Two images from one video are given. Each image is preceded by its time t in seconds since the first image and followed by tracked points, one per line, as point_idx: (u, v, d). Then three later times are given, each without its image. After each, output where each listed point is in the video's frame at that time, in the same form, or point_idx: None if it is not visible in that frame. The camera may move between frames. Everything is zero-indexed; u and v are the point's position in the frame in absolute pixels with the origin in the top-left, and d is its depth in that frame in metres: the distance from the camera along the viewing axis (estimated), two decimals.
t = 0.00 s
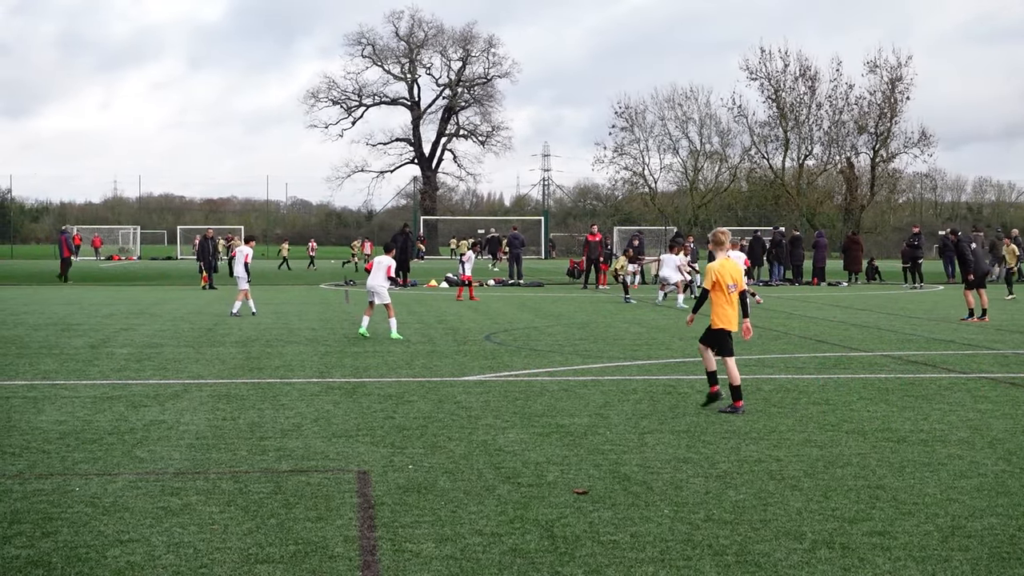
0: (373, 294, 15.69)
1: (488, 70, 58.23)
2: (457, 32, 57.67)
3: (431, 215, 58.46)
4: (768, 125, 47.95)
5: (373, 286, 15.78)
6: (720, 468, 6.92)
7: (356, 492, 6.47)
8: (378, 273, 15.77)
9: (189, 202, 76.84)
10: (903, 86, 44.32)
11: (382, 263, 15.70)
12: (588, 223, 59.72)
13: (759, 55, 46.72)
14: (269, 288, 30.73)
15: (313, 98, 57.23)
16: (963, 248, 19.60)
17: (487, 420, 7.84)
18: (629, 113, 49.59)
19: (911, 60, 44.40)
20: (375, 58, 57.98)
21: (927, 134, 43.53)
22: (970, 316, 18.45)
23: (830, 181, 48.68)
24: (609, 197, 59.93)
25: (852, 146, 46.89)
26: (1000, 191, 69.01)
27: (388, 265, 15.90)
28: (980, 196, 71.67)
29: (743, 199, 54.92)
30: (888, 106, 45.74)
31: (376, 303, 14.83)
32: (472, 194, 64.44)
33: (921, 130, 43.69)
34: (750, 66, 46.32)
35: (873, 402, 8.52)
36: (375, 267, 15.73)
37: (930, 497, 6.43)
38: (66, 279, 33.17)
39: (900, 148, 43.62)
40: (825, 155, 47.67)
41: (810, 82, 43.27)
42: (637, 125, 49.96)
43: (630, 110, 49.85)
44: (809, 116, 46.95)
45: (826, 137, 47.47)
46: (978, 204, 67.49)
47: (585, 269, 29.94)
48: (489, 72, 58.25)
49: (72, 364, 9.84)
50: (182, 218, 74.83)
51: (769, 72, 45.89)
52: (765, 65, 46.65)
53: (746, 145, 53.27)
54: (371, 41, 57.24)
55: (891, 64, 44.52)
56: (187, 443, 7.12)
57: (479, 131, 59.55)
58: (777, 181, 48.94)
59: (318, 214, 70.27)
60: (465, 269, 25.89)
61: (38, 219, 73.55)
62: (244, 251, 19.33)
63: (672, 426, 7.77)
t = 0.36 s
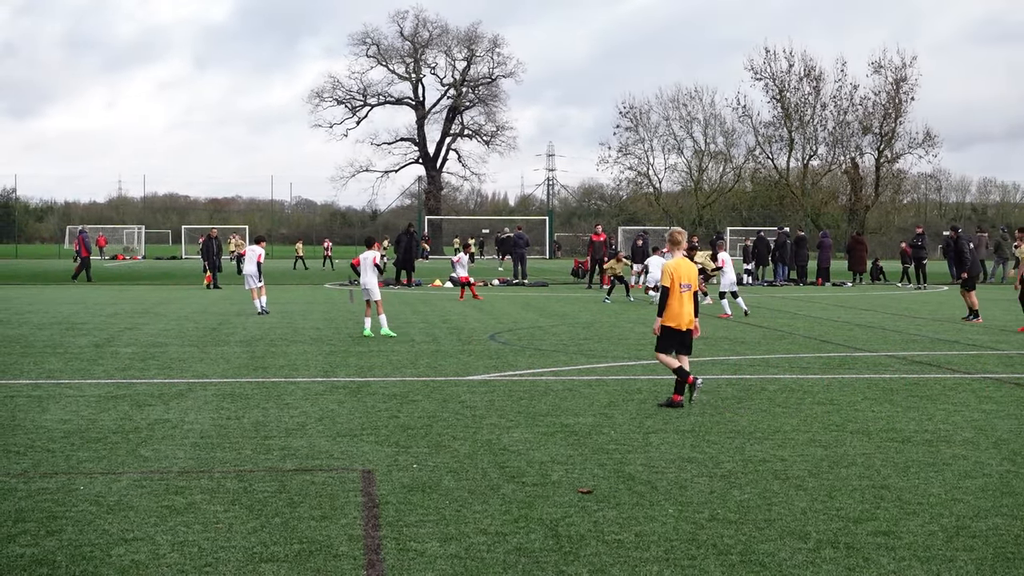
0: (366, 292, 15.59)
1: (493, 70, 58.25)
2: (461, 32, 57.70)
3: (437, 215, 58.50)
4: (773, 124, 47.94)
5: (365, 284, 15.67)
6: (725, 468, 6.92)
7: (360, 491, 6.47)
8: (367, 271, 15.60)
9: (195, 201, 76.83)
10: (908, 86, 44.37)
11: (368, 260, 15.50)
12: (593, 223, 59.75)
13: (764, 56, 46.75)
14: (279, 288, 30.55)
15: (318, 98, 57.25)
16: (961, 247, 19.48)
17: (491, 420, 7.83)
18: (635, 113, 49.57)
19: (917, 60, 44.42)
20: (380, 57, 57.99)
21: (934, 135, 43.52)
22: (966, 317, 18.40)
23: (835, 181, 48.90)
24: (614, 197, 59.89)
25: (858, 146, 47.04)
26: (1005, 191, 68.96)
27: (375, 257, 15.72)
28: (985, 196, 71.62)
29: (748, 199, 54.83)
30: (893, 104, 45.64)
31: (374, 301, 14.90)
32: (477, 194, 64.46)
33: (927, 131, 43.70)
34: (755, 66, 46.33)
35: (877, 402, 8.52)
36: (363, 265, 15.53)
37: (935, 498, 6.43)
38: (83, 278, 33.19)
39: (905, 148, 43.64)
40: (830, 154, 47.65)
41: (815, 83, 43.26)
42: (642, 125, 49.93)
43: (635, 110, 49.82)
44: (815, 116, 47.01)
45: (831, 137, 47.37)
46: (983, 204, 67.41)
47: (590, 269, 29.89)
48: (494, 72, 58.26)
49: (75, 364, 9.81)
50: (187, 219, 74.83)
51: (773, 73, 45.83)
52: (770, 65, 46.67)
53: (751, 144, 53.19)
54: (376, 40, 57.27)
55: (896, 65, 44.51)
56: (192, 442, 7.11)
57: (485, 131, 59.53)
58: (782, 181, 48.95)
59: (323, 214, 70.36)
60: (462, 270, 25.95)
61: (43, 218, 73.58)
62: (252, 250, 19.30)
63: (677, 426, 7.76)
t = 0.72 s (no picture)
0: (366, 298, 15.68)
1: (517, 70, 58.26)
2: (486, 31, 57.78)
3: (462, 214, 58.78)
4: (797, 124, 47.99)
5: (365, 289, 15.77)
6: (752, 468, 6.90)
7: (388, 490, 6.46)
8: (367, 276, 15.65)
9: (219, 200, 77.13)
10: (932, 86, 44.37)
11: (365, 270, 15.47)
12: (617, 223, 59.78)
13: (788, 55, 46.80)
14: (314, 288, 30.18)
15: (342, 97, 57.38)
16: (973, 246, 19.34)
17: (519, 419, 7.82)
18: (659, 113, 49.61)
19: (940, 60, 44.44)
20: (404, 57, 58.10)
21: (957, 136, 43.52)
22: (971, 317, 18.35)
23: (860, 181, 48.97)
24: (638, 198, 59.91)
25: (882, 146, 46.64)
26: None
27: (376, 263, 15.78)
28: (1009, 196, 71.32)
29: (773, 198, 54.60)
30: (917, 105, 45.63)
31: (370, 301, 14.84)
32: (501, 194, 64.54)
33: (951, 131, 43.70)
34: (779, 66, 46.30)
35: (904, 402, 8.51)
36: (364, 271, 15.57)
37: (963, 498, 6.40)
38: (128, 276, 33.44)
39: (930, 149, 43.68)
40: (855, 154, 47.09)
41: (839, 82, 43.34)
42: (666, 125, 49.95)
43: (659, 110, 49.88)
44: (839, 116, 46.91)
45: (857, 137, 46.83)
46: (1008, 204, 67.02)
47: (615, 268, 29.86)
48: (518, 71, 58.28)
49: (101, 364, 9.78)
50: (211, 219, 75.13)
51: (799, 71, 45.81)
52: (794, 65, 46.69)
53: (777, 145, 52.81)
54: (400, 40, 57.39)
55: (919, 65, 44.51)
56: (219, 441, 7.11)
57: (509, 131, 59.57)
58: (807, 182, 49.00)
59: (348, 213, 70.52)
60: (469, 270, 25.94)
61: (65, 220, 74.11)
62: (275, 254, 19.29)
63: (703, 426, 7.74)
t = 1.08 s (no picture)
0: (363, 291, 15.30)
1: (546, 70, 58.16)
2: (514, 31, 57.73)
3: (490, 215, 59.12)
4: (827, 124, 47.80)
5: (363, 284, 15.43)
6: (782, 468, 6.89)
7: (417, 490, 6.46)
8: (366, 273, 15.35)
9: (251, 201, 77.54)
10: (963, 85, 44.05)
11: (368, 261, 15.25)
12: (646, 223, 59.74)
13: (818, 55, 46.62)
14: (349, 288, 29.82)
15: (371, 97, 57.47)
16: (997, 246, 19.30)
17: (548, 420, 7.83)
18: (687, 112, 49.49)
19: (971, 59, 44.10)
20: (434, 57, 58.20)
21: (987, 135, 43.22)
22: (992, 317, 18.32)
23: (890, 181, 48.91)
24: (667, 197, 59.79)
25: (912, 146, 46.77)
26: None
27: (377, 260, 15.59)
28: None
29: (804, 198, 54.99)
30: (947, 104, 45.37)
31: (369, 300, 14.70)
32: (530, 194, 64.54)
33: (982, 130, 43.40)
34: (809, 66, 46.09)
35: (935, 403, 8.49)
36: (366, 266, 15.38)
37: (995, 499, 6.36)
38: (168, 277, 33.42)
39: (960, 148, 43.44)
40: (885, 153, 47.26)
41: (869, 82, 43.08)
42: (696, 124, 49.78)
43: (688, 110, 49.75)
44: (869, 115, 46.59)
45: (887, 136, 46.89)
46: None
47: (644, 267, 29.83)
48: (547, 71, 58.19)
49: (133, 363, 9.83)
50: (242, 217, 75.53)
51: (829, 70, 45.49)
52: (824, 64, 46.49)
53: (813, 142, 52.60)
54: (429, 40, 57.47)
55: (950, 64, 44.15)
56: (249, 440, 7.14)
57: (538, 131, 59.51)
58: (836, 181, 48.85)
59: (376, 214, 70.83)
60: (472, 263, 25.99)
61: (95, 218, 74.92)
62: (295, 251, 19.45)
63: (732, 426, 7.73)
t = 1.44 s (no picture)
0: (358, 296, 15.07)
1: (559, 70, 58.00)
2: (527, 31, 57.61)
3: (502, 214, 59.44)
4: (841, 123, 47.61)
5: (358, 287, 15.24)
6: (794, 468, 6.87)
7: (429, 490, 6.48)
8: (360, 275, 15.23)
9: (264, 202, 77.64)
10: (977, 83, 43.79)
11: (364, 259, 15.08)
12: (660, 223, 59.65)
13: (833, 53, 46.43)
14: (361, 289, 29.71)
15: (384, 98, 57.47)
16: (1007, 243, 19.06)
17: (560, 420, 7.83)
18: (701, 112, 49.33)
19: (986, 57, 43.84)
20: (446, 57, 58.16)
21: (1001, 133, 42.94)
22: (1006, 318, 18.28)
23: (903, 180, 48.62)
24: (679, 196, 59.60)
25: (926, 144, 46.63)
26: None
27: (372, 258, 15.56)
28: None
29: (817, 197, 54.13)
30: (962, 103, 45.15)
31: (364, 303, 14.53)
32: (543, 194, 64.39)
33: (996, 129, 43.11)
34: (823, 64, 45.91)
35: (949, 402, 8.45)
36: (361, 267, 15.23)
37: (1009, 499, 6.33)
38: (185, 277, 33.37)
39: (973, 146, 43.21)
40: (899, 153, 47.15)
41: (883, 80, 42.85)
42: (709, 123, 49.57)
43: (701, 109, 49.58)
44: (883, 114, 46.36)
45: (900, 135, 46.84)
46: None
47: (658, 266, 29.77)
48: (560, 71, 58.04)
49: (147, 364, 9.85)
50: (255, 218, 75.59)
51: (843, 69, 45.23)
52: (838, 63, 46.29)
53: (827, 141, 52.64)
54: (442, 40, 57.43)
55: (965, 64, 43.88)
56: (262, 441, 7.16)
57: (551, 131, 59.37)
58: (850, 180, 48.82)
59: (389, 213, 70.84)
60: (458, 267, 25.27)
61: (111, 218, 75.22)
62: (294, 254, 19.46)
63: (745, 426, 7.71)
